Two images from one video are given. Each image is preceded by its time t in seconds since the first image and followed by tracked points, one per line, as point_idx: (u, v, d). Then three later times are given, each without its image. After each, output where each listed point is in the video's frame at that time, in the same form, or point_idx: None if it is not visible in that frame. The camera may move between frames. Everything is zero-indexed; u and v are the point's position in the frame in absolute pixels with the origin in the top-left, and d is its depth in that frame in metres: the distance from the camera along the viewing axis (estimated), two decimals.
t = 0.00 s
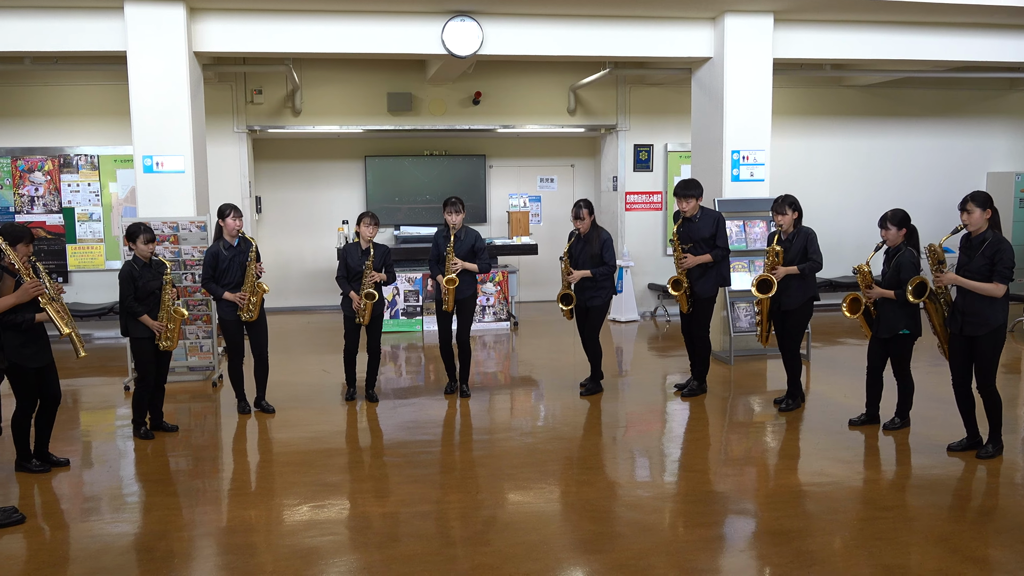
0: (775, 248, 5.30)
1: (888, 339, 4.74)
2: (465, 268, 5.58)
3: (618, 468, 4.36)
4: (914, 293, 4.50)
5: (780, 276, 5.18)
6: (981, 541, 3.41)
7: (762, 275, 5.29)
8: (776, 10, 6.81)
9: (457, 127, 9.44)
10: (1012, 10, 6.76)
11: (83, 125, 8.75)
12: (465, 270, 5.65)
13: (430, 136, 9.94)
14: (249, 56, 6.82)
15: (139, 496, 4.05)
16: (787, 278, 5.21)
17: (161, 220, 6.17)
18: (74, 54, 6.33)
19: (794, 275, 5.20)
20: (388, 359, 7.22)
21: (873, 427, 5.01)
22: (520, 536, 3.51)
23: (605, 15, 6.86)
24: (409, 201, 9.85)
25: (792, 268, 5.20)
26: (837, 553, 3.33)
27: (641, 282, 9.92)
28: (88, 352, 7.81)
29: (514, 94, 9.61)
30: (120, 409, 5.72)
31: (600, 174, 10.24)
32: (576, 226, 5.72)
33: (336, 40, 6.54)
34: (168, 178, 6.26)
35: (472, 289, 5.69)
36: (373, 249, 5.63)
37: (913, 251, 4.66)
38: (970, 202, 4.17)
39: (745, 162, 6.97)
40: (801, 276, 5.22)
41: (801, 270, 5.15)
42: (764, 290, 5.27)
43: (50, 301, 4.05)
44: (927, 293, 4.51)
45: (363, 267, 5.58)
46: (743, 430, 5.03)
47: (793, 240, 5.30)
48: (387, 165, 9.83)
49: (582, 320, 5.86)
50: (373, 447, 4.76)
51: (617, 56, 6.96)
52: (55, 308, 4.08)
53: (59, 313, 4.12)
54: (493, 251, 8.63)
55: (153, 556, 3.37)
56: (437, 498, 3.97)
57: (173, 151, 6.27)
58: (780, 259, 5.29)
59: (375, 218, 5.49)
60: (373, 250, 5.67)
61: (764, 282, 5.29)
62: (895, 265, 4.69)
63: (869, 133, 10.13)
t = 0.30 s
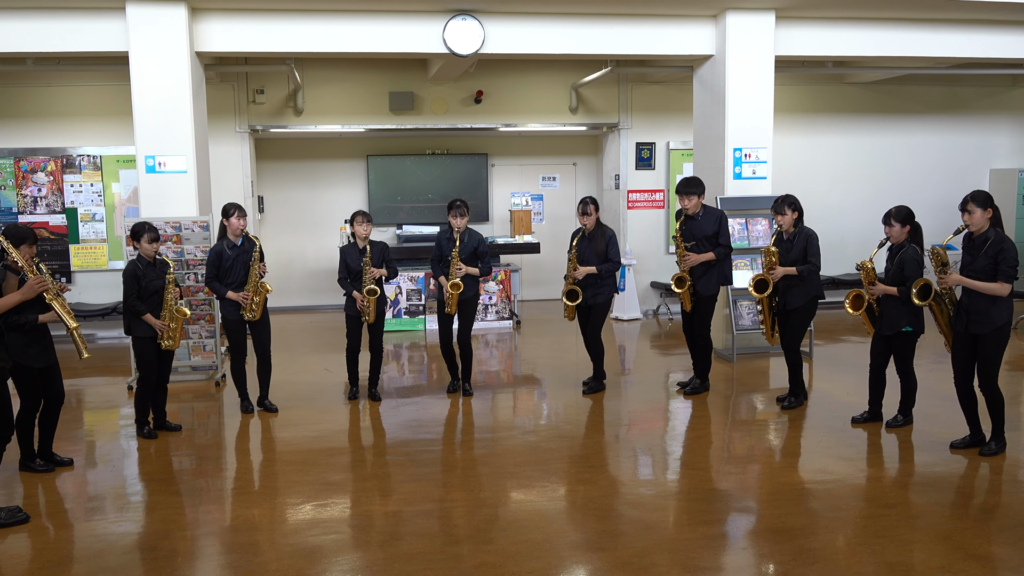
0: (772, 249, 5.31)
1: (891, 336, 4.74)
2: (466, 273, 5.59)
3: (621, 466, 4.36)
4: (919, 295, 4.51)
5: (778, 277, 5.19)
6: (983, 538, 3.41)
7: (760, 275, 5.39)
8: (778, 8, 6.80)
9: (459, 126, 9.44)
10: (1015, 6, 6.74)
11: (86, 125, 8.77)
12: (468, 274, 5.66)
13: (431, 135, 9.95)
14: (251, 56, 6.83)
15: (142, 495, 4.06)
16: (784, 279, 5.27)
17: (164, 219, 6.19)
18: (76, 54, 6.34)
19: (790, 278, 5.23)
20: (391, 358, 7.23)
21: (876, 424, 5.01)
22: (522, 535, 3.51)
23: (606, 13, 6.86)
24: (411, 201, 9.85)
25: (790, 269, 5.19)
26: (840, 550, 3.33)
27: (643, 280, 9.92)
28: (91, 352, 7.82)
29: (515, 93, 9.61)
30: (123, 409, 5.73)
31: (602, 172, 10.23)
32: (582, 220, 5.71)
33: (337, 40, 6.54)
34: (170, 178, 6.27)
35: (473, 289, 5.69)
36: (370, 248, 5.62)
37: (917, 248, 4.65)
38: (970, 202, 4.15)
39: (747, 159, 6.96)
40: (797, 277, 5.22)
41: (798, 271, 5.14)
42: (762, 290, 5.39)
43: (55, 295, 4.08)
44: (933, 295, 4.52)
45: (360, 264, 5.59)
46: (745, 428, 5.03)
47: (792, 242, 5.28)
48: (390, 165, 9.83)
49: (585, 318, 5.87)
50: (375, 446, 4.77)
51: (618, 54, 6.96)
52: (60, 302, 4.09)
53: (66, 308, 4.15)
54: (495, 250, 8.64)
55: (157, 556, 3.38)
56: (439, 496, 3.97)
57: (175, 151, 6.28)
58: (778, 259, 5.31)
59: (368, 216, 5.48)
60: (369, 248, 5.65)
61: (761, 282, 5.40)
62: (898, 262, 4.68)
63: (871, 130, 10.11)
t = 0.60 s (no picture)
0: (773, 245, 5.31)
1: (894, 333, 4.74)
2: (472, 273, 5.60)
3: (623, 464, 4.37)
4: (922, 293, 4.48)
5: (780, 272, 5.22)
6: (986, 536, 3.41)
7: (761, 269, 5.40)
8: (780, 6, 6.80)
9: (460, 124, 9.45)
10: (1017, 4, 6.73)
11: (88, 124, 8.77)
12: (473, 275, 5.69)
13: (433, 134, 9.95)
14: (253, 54, 6.83)
15: (145, 493, 4.07)
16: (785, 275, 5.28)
17: (166, 218, 6.20)
18: (79, 54, 6.35)
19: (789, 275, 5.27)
20: (393, 357, 7.23)
21: (878, 422, 5.01)
22: (525, 532, 3.51)
23: (608, 12, 6.86)
24: (413, 199, 9.86)
25: (792, 264, 5.21)
26: (842, 547, 3.34)
27: (645, 279, 9.92)
28: (94, 351, 7.83)
29: (517, 91, 9.60)
30: (126, 407, 5.74)
31: (604, 171, 10.23)
32: (587, 215, 5.69)
33: (339, 38, 6.55)
34: (172, 177, 6.27)
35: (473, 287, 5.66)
36: (366, 246, 5.60)
37: (920, 245, 4.63)
38: (974, 200, 4.15)
39: (750, 157, 6.96)
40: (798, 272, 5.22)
41: (801, 266, 5.14)
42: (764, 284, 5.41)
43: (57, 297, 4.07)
44: (936, 291, 4.48)
45: (357, 264, 5.58)
46: (748, 426, 5.02)
47: (795, 240, 5.29)
48: (391, 163, 9.83)
49: (587, 315, 5.85)
50: (378, 444, 4.77)
51: (620, 52, 6.95)
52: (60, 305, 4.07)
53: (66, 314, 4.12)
54: (496, 248, 8.65)
55: (159, 554, 3.38)
56: (441, 494, 3.98)
57: (178, 150, 6.28)
58: (779, 254, 5.32)
59: (362, 216, 5.51)
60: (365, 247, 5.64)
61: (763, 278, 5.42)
62: (901, 259, 4.67)
63: (873, 128, 10.10)
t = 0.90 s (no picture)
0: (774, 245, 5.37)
1: (898, 331, 4.74)
2: (474, 267, 5.61)
3: (626, 462, 4.37)
4: (925, 287, 4.49)
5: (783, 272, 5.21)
6: (988, 532, 3.41)
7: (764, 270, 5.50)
8: (781, 2, 6.78)
9: (461, 122, 9.44)
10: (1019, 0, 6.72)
11: (89, 123, 8.78)
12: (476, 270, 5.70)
13: (434, 132, 9.94)
14: (254, 53, 6.83)
15: (148, 492, 4.07)
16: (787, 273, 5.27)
17: (167, 217, 6.20)
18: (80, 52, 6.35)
19: (793, 275, 5.27)
20: (395, 355, 7.23)
21: (880, 419, 5.00)
22: (527, 530, 3.51)
23: (609, 9, 6.85)
24: (415, 197, 9.86)
25: (794, 263, 5.19)
26: (844, 544, 3.34)
27: (647, 276, 9.93)
28: (96, 350, 7.84)
29: (518, 88, 9.61)
30: (128, 406, 5.74)
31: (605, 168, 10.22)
32: (594, 222, 5.74)
33: (340, 36, 6.54)
34: (173, 175, 6.28)
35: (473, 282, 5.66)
36: (364, 245, 5.60)
37: (921, 243, 4.61)
38: (980, 194, 4.15)
39: (751, 155, 6.95)
40: (801, 271, 5.19)
41: (801, 266, 5.12)
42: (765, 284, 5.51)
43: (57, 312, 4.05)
44: (939, 286, 4.51)
45: (353, 263, 5.57)
46: (750, 423, 5.02)
47: (798, 238, 5.25)
48: (392, 162, 9.83)
49: (583, 315, 5.83)
50: (379, 442, 4.77)
51: (621, 50, 6.95)
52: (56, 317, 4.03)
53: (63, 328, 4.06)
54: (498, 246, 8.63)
55: (161, 552, 3.39)
56: (443, 492, 3.98)
57: (180, 149, 6.29)
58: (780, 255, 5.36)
59: (359, 215, 5.48)
60: (362, 245, 5.64)
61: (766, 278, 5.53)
62: (903, 258, 4.64)
63: (875, 125, 10.09)
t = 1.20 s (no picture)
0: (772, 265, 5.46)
1: (902, 331, 4.74)
2: (474, 259, 5.59)
3: (628, 459, 4.37)
4: (928, 288, 4.52)
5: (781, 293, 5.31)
6: (990, 530, 3.41)
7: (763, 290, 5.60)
8: None
9: (462, 120, 9.44)
10: None
11: (90, 122, 8.78)
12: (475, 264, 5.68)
13: (435, 130, 9.94)
14: (254, 51, 6.83)
15: (149, 490, 4.07)
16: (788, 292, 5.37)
17: (168, 215, 6.20)
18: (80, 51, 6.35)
19: (795, 295, 5.35)
20: (396, 353, 7.24)
21: (881, 416, 5.00)
22: (528, 527, 3.52)
23: (610, 6, 6.84)
24: (415, 195, 9.86)
25: (794, 286, 5.26)
26: (846, 541, 3.34)
27: (647, 274, 9.93)
28: (97, 349, 7.85)
29: (518, 86, 9.62)
30: (129, 404, 5.75)
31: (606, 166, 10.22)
32: (598, 212, 5.71)
33: (340, 34, 6.53)
34: (174, 174, 6.28)
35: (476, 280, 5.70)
36: (362, 243, 5.59)
37: (921, 244, 4.62)
38: (979, 194, 4.13)
39: (751, 152, 6.94)
40: (801, 292, 5.26)
41: (801, 289, 5.21)
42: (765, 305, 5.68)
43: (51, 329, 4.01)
44: (941, 287, 4.54)
45: (351, 260, 5.58)
46: (751, 420, 5.03)
47: (797, 258, 5.26)
48: (393, 160, 9.82)
49: (590, 307, 5.84)
50: (380, 440, 4.78)
51: (622, 48, 6.94)
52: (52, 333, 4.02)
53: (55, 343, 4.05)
54: (499, 244, 8.63)
55: (163, 550, 3.39)
56: (445, 490, 3.98)
57: (180, 147, 6.28)
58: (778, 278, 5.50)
59: (360, 212, 5.50)
60: (362, 243, 5.64)
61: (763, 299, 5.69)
62: (904, 259, 4.65)
63: (876, 122, 10.08)
